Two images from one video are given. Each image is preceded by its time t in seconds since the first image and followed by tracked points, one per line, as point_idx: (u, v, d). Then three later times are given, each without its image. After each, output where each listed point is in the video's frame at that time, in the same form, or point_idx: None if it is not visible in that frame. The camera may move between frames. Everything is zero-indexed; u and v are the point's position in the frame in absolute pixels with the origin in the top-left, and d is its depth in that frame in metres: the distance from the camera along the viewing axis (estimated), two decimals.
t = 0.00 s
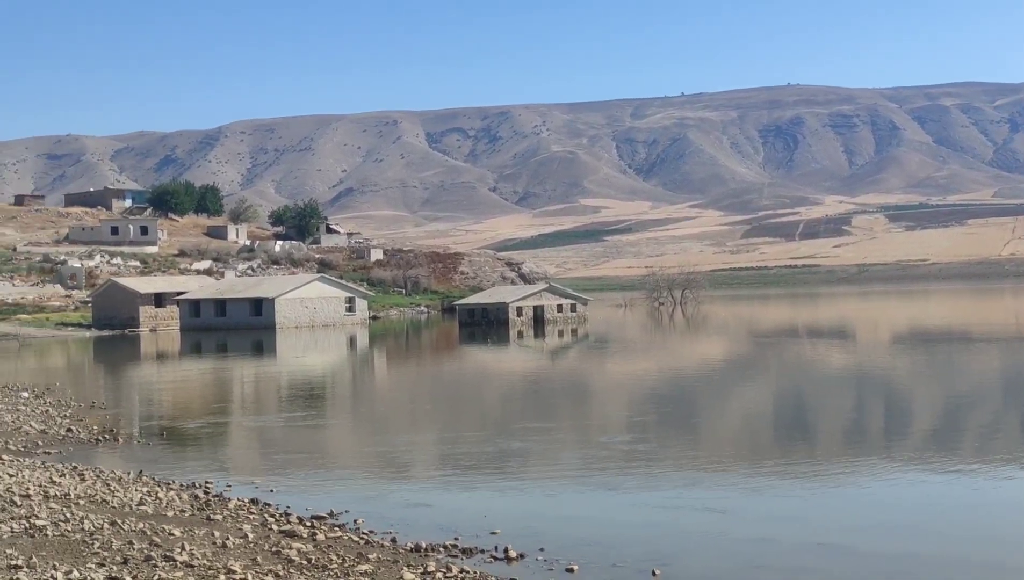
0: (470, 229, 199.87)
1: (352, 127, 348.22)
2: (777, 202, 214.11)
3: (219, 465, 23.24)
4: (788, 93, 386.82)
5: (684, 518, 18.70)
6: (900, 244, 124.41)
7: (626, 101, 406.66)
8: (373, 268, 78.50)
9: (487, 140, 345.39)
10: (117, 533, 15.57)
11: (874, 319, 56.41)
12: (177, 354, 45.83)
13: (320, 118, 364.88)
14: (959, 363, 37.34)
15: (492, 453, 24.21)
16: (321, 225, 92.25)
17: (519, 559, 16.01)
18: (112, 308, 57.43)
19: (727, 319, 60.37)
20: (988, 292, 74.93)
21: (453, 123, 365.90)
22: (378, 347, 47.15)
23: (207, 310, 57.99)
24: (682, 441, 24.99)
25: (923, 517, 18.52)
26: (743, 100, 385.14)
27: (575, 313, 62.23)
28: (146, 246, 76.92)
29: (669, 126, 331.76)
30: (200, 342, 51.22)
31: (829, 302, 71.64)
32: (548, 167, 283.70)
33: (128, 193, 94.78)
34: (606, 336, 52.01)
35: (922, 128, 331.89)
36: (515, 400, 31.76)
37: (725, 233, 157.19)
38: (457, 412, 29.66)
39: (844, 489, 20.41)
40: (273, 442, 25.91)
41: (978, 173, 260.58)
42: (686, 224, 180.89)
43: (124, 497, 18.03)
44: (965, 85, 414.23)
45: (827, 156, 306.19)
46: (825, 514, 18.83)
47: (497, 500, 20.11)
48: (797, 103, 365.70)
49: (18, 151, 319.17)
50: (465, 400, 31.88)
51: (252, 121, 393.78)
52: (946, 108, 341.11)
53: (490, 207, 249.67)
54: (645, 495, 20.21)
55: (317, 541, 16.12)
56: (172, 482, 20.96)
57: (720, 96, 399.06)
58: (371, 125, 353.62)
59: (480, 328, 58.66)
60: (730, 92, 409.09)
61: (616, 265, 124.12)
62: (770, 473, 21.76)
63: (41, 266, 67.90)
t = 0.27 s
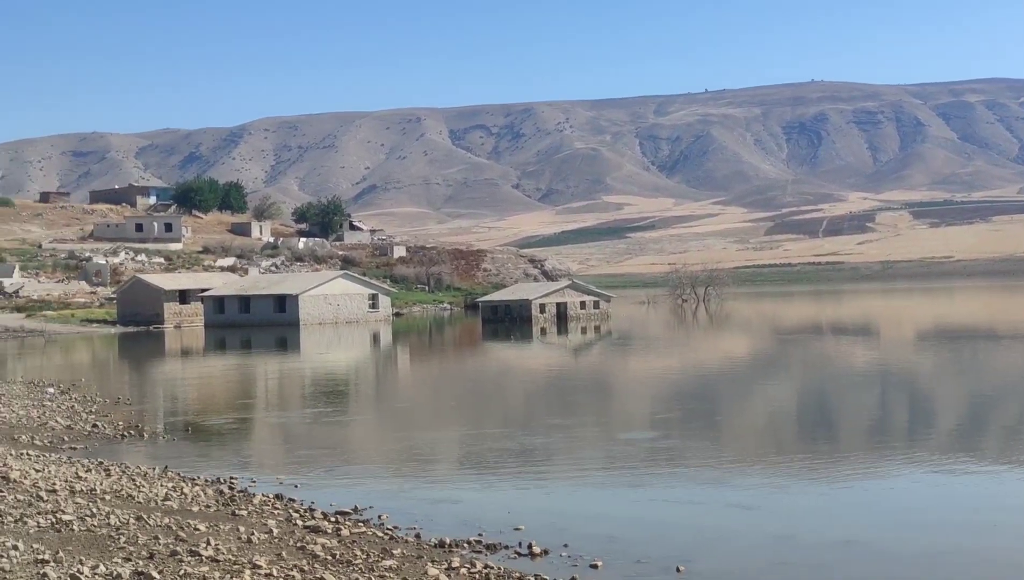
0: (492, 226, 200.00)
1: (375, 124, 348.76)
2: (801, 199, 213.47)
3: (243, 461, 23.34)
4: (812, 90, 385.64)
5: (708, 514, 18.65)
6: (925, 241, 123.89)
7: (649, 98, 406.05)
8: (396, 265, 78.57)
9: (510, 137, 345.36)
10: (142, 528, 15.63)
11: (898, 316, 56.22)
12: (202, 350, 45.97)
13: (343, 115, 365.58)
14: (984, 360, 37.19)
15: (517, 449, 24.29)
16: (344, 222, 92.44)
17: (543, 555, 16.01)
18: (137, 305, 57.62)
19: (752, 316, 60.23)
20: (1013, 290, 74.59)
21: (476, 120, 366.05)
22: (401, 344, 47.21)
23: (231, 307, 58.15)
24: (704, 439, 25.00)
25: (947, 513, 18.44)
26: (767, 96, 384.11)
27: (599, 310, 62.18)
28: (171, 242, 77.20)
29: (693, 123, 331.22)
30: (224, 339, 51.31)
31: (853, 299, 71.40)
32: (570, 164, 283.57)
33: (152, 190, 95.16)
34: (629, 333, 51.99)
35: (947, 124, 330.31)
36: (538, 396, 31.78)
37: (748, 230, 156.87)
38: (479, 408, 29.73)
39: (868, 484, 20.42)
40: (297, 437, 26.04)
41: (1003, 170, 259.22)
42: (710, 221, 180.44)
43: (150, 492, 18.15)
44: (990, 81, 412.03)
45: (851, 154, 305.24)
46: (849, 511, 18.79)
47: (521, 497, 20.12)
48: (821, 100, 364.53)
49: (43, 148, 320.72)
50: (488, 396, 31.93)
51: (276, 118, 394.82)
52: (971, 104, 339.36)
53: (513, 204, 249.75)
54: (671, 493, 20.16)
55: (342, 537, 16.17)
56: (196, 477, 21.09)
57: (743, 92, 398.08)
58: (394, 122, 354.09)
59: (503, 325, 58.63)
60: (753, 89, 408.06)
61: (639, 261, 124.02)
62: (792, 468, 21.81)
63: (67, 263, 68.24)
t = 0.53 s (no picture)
0: (513, 223, 200.07)
1: (397, 121, 349.15)
2: (823, 195, 212.82)
3: (265, 456, 23.44)
4: (834, 86, 384.36)
5: (730, 511, 18.62)
6: (948, 238, 123.34)
7: (670, 94, 405.31)
8: (417, 262, 78.67)
9: (531, 133, 345.33)
10: (166, 523, 15.71)
11: (920, 313, 56.03)
12: (224, 346, 46.20)
13: (364, 112, 366.09)
14: (1006, 357, 37.01)
15: (538, 445, 24.31)
16: (365, 218, 92.61)
17: (565, 552, 16.00)
18: (160, 301, 57.85)
19: (773, 313, 60.12)
20: None
21: (497, 117, 366.10)
22: (423, 340, 47.28)
23: (253, 303, 58.47)
24: (726, 436, 24.96)
25: (969, 511, 18.37)
26: (789, 92, 383.02)
27: (620, 306, 62.14)
28: (192, 239, 77.47)
29: (714, 119, 330.60)
30: (246, 335, 51.51)
31: (876, 296, 71.17)
32: (591, 161, 283.36)
33: (174, 188, 95.50)
34: (650, 330, 51.96)
35: (970, 120, 328.66)
36: (558, 393, 31.82)
37: (770, 226, 156.52)
38: (500, 405, 29.76)
39: (891, 482, 20.36)
40: (318, 433, 26.14)
41: None
42: (731, 217, 180.14)
43: (173, 487, 18.23)
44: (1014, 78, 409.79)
45: (873, 149, 303.98)
46: (870, 507, 18.73)
47: (542, 492, 20.13)
48: (843, 96, 363.30)
49: (66, 144, 322.17)
50: (509, 393, 31.97)
51: (297, 115, 395.38)
52: (994, 100, 337.66)
53: (534, 200, 249.75)
54: (692, 489, 20.11)
55: (364, 533, 16.21)
56: (219, 473, 21.20)
57: (765, 88, 397.08)
58: (415, 119, 354.36)
59: (524, 321, 58.69)
60: (775, 85, 406.90)
61: (660, 258, 123.84)
62: (815, 465, 21.77)
63: (90, 259, 68.54)
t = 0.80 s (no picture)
0: (531, 220, 200.11)
1: (415, 118, 349.47)
2: (842, 192, 212.19)
3: (283, 453, 23.48)
4: (853, 83, 383.30)
5: (750, 509, 18.58)
6: (968, 235, 122.87)
7: (688, 91, 404.78)
8: (434, 258, 78.71)
9: (549, 130, 345.26)
10: (185, 520, 15.74)
11: (940, 310, 55.88)
12: (243, 343, 46.29)
13: (382, 109, 366.59)
14: None
15: (557, 443, 24.30)
16: (383, 216, 92.75)
17: (584, 549, 15.98)
18: (178, 298, 57.95)
19: (792, 311, 60.00)
20: None
21: (515, 114, 366.13)
22: (440, 338, 47.34)
23: (272, 300, 58.40)
24: (744, 433, 24.93)
25: (989, 509, 18.32)
26: (808, 89, 382.15)
27: (638, 304, 62.07)
28: (211, 236, 77.68)
29: (733, 116, 330.06)
30: (264, 332, 51.65)
31: (895, 294, 70.91)
32: (609, 158, 283.14)
33: (193, 185, 95.75)
34: (668, 327, 51.92)
35: (990, 117, 327.34)
36: (576, 390, 31.81)
37: (789, 224, 156.20)
38: (517, 402, 29.78)
39: (910, 479, 20.33)
40: (337, 430, 26.20)
41: None
42: (749, 215, 179.76)
43: (193, 484, 18.27)
44: None
45: (892, 146, 303.00)
46: (889, 505, 18.68)
47: (560, 489, 20.14)
48: (862, 93, 362.27)
49: (86, 141, 323.46)
50: (528, 390, 31.95)
51: (315, 113, 396.22)
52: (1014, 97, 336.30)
53: (552, 198, 249.70)
54: (711, 487, 20.09)
55: (383, 530, 16.23)
56: (238, 469, 21.24)
57: (784, 85, 396.28)
58: (433, 116, 354.69)
59: (542, 319, 58.71)
60: (794, 82, 406.00)
61: (678, 255, 123.67)
62: (835, 463, 21.73)
63: (109, 256, 68.81)
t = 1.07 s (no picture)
0: (547, 217, 200.00)
1: (431, 115, 349.70)
2: (859, 189, 211.65)
3: (300, 450, 23.54)
4: (870, 79, 382.31)
5: (766, 506, 18.57)
6: (986, 232, 122.48)
7: (705, 88, 404.21)
8: (450, 256, 78.73)
9: (565, 128, 345.20)
10: (203, 516, 15.80)
11: (958, 308, 55.70)
12: (260, 340, 46.44)
13: (398, 106, 366.99)
14: None
15: (573, 440, 24.29)
16: (400, 213, 92.83)
17: (600, 546, 15.99)
18: (195, 295, 58.19)
19: (808, 308, 59.90)
20: None
21: (531, 112, 366.06)
22: (456, 335, 47.37)
23: (288, 297, 58.60)
24: (760, 432, 24.89)
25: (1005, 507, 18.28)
26: (825, 86, 381.30)
27: (654, 301, 62.05)
28: (227, 234, 77.82)
29: (750, 113, 329.46)
30: (281, 329, 51.77)
31: (912, 291, 70.73)
32: (625, 155, 282.87)
33: (210, 182, 95.94)
34: (684, 325, 51.85)
35: (1008, 114, 326.11)
36: (593, 388, 31.83)
37: (805, 221, 155.84)
38: (534, 400, 29.80)
39: (927, 477, 20.27)
40: (353, 427, 26.24)
41: None
42: (766, 212, 179.36)
43: (209, 481, 18.33)
44: None
45: (909, 143, 302.13)
46: (905, 503, 18.63)
47: (576, 486, 20.16)
48: (879, 90, 361.33)
49: (104, 138, 324.28)
50: (543, 388, 31.98)
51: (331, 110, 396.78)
52: None
53: (568, 195, 249.60)
54: (727, 485, 20.07)
55: (399, 526, 16.26)
56: (254, 466, 21.29)
57: (801, 82, 395.54)
58: (449, 114, 354.87)
59: (557, 316, 58.74)
60: (811, 79, 405.30)
61: (694, 253, 123.49)
62: (851, 461, 21.69)
63: (126, 254, 69.00)
